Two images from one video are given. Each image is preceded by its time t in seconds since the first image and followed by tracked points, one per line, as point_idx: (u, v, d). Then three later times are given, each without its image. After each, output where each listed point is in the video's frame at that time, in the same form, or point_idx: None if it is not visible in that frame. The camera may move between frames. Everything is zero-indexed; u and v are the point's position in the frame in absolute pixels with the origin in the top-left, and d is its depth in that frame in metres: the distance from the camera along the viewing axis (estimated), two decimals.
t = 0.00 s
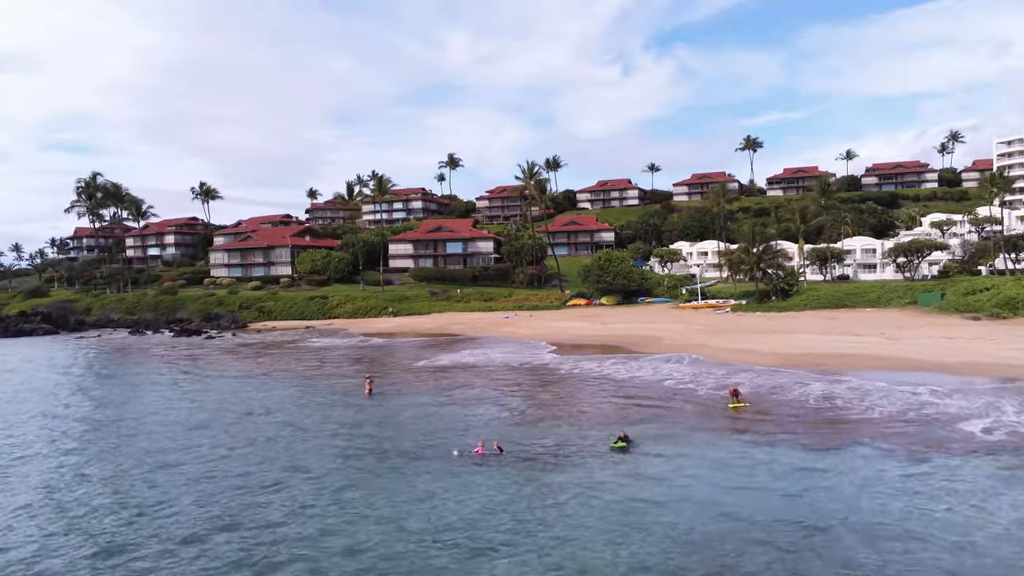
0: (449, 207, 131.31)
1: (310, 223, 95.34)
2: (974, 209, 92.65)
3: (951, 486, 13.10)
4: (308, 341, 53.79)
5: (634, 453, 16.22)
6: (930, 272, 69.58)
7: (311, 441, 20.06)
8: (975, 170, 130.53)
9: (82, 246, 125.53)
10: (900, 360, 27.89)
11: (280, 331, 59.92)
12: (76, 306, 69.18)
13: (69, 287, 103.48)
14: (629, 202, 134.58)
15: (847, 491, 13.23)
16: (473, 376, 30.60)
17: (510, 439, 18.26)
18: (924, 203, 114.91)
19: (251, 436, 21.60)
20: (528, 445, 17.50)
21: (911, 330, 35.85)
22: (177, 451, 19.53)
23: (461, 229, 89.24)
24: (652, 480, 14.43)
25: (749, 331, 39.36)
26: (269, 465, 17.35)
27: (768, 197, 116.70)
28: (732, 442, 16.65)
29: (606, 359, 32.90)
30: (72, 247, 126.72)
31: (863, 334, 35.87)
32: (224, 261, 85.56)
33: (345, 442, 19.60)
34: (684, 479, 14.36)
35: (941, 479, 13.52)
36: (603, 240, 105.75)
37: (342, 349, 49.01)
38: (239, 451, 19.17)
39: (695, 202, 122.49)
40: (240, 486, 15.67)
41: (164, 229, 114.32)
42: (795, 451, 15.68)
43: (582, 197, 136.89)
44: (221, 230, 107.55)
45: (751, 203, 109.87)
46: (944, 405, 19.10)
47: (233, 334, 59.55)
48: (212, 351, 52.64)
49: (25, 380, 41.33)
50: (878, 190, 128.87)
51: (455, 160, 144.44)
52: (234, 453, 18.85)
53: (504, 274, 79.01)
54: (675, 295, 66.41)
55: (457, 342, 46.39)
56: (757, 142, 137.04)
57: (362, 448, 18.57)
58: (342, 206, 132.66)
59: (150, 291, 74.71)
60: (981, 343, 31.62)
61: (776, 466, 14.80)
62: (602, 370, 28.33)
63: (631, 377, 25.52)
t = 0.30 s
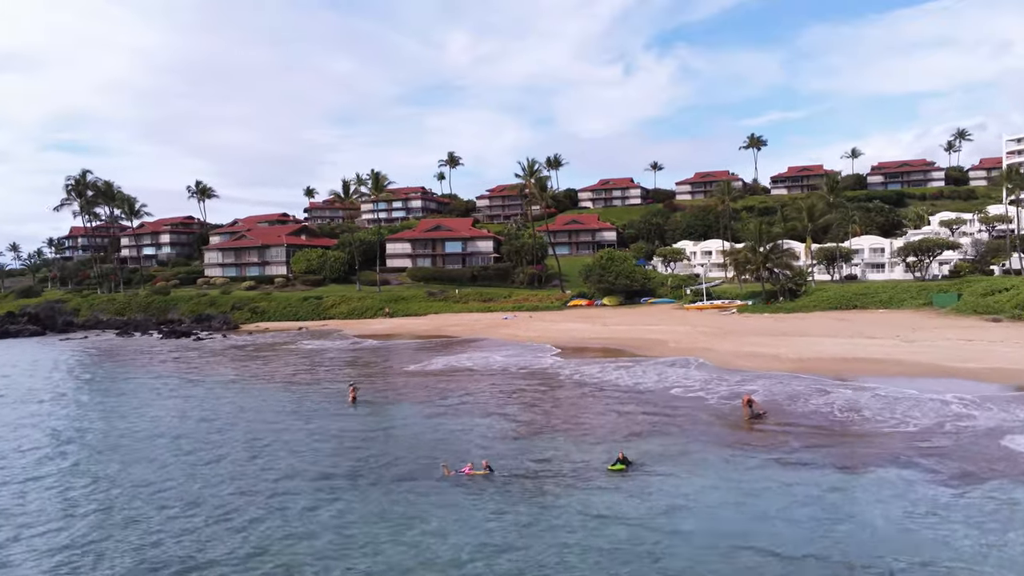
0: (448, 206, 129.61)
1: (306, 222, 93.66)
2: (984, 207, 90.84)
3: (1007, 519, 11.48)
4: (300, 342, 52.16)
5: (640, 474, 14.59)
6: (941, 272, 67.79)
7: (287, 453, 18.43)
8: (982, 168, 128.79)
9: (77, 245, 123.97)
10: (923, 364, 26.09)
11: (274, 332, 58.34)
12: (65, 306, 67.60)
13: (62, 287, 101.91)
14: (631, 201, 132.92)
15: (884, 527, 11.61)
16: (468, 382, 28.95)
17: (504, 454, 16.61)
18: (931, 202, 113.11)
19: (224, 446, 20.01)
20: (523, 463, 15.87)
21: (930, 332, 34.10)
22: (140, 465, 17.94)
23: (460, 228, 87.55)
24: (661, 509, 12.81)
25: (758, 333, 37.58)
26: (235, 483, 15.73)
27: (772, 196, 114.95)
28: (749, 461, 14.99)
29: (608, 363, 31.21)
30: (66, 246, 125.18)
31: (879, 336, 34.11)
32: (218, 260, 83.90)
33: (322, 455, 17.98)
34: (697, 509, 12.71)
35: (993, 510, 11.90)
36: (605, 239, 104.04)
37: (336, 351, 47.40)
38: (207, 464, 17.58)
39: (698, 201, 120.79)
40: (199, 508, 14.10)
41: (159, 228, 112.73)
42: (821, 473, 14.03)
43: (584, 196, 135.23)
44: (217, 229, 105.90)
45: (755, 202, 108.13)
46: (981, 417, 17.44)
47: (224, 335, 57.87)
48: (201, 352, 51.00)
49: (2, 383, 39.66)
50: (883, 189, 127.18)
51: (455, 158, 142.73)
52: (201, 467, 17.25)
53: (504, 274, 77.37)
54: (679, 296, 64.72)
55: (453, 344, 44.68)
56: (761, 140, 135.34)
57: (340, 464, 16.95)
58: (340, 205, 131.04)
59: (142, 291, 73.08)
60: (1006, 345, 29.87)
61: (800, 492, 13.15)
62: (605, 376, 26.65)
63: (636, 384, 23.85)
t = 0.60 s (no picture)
0: (461, 205, 128.05)
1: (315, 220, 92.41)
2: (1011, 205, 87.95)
3: None
4: (305, 343, 50.79)
5: (658, 500, 12.83)
6: (970, 272, 65.22)
7: (267, 467, 16.83)
8: (1007, 166, 125.45)
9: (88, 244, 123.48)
10: (965, 370, 24.00)
11: (279, 333, 56.94)
12: (70, 306, 66.63)
13: (72, 287, 101.23)
14: (646, 199, 130.79)
15: None
16: (472, 387, 27.25)
17: (504, 475, 14.89)
18: (955, 200, 110.07)
19: (202, 455, 18.48)
20: (525, 485, 14.14)
21: (967, 335, 31.93)
22: (106, 481, 16.40)
23: (471, 227, 85.91)
24: (683, 546, 11.02)
25: (781, 336, 35.55)
26: (203, 507, 14.16)
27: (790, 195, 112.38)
28: (784, 487, 13.15)
29: (622, 369, 29.39)
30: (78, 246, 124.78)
31: (912, 340, 31.95)
32: (226, 260, 82.84)
33: (305, 471, 16.34)
34: (724, 545, 10.92)
35: None
36: (619, 238, 101.99)
37: (339, 352, 45.81)
38: (177, 481, 16.03)
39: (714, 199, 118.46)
40: (158, 540, 12.56)
41: (169, 228, 111.87)
42: (867, 502, 12.19)
43: (598, 195, 133.20)
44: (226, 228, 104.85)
45: (774, 201, 105.66)
46: None
47: (228, 336, 56.56)
48: (203, 353, 49.66)
49: None
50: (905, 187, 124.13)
51: (468, 156, 141.19)
52: (171, 486, 15.72)
53: (515, 273, 75.64)
54: (696, 296, 62.70)
55: (461, 346, 42.97)
56: (779, 137, 132.66)
57: (323, 483, 15.30)
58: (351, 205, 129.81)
59: (147, 291, 71.98)
60: None
61: (846, 527, 11.34)
62: (619, 382, 24.84)
63: (652, 393, 22.03)
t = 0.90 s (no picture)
0: (477, 204, 126.53)
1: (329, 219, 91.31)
2: None
3: None
4: (314, 344, 49.46)
5: (685, 533, 11.16)
6: (1006, 272, 62.46)
7: (250, 486, 15.37)
8: None
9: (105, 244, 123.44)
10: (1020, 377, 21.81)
11: (290, 334, 55.68)
12: (81, 306, 65.99)
13: (88, 286, 100.94)
14: (665, 198, 128.58)
15: None
16: (481, 394, 25.61)
17: (509, 500, 13.27)
18: (986, 198, 106.68)
19: (185, 470, 17.11)
20: (530, 513, 12.46)
21: (1013, 340, 29.69)
22: (76, 500, 15.02)
23: (487, 226, 84.29)
24: None
25: (811, 340, 33.49)
26: (171, 536, 12.68)
27: (815, 193, 109.63)
28: (830, 518, 11.38)
29: (641, 375, 27.61)
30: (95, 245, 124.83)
31: (954, 345, 29.79)
32: (239, 259, 81.96)
33: (291, 491, 14.86)
34: None
35: None
36: (639, 237, 99.81)
37: (348, 353, 44.38)
38: (150, 502, 14.60)
39: (736, 198, 115.97)
40: None
41: (185, 227, 111.39)
42: (931, 539, 10.43)
43: (617, 193, 131.10)
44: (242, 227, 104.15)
45: (798, 198, 103.02)
46: None
47: (237, 337, 55.43)
48: (211, 354, 48.48)
49: None
50: (933, 184, 120.76)
51: (485, 155, 139.64)
52: (142, 508, 14.29)
53: (532, 273, 73.94)
54: (718, 297, 60.62)
55: (473, 348, 41.39)
56: (803, 134, 129.81)
57: (310, 505, 13.81)
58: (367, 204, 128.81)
59: (159, 290, 71.19)
60: None
61: (907, 572, 9.57)
62: (638, 390, 23.09)
63: (674, 403, 20.22)
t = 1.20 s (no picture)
0: (492, 203, 124.91)
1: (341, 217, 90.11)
2: None
3: None
4: (320, 345, 48.06)
5: None
6: None
7: (221, 508, 13.80)
8: None
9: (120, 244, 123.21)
10: None
11: (298, 334, 54.38)
12: (89, 305, 65.15)
13: (100, 285, 100.48)
14: (683, 196, 126.36)
15: None
16: (486, 400, 23.91)
17: (506, 533, 11.56)
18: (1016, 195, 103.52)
19: (156, 485, 15.60)
20: (530, 550, 10.78)
21: None
22: (31, 522, 13.55)
23: (501, 224, 82.64)
24: None
25: (840, 343, 31.51)
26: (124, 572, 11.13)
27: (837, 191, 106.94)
28: (883, 562, 9.57)
29: (658, 380, 25.78)
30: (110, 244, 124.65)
31: (998, 349, 27.69)
32: (250, 258, 80.93)
33: (264, 515, 13.27)
34: None
35: None
36: (657, 236, 97.75)
37: (355, 354, 42.89)
38: (111, 526, 13.09)
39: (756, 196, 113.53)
40: None
41: (198, 226, 110.77)
42: None
43: (634, 191, 129.02)
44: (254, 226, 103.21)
45: (820, 196, 100.43)
46: None
47: (244, 337, 54.20)
48: (215, 356, 47.22)
49: None
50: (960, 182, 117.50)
51: (500, 153, 138.00)
52: (100, 534, 12.77)
53: (546, 273, 72.24)
54: (738, 297, 58.61)
55: (483, 350, 39.76)
56: (825, 131, 126.99)
57: (282, 536, 12.22)
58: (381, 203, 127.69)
59: (168, 290, 70.26)
60: None
61: None
62: (655, 398, 21.29)
63: (695, 413, 18.43)
